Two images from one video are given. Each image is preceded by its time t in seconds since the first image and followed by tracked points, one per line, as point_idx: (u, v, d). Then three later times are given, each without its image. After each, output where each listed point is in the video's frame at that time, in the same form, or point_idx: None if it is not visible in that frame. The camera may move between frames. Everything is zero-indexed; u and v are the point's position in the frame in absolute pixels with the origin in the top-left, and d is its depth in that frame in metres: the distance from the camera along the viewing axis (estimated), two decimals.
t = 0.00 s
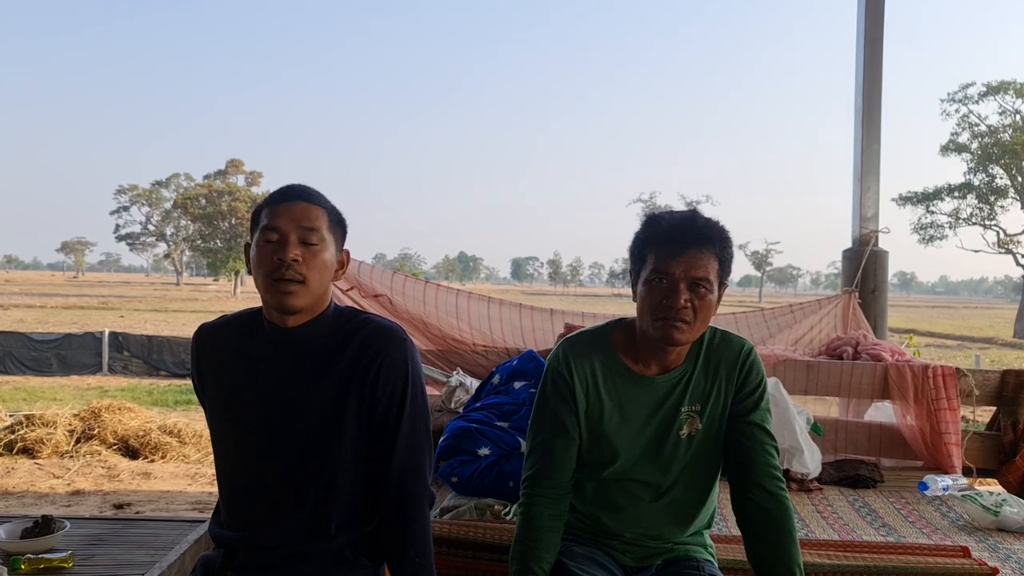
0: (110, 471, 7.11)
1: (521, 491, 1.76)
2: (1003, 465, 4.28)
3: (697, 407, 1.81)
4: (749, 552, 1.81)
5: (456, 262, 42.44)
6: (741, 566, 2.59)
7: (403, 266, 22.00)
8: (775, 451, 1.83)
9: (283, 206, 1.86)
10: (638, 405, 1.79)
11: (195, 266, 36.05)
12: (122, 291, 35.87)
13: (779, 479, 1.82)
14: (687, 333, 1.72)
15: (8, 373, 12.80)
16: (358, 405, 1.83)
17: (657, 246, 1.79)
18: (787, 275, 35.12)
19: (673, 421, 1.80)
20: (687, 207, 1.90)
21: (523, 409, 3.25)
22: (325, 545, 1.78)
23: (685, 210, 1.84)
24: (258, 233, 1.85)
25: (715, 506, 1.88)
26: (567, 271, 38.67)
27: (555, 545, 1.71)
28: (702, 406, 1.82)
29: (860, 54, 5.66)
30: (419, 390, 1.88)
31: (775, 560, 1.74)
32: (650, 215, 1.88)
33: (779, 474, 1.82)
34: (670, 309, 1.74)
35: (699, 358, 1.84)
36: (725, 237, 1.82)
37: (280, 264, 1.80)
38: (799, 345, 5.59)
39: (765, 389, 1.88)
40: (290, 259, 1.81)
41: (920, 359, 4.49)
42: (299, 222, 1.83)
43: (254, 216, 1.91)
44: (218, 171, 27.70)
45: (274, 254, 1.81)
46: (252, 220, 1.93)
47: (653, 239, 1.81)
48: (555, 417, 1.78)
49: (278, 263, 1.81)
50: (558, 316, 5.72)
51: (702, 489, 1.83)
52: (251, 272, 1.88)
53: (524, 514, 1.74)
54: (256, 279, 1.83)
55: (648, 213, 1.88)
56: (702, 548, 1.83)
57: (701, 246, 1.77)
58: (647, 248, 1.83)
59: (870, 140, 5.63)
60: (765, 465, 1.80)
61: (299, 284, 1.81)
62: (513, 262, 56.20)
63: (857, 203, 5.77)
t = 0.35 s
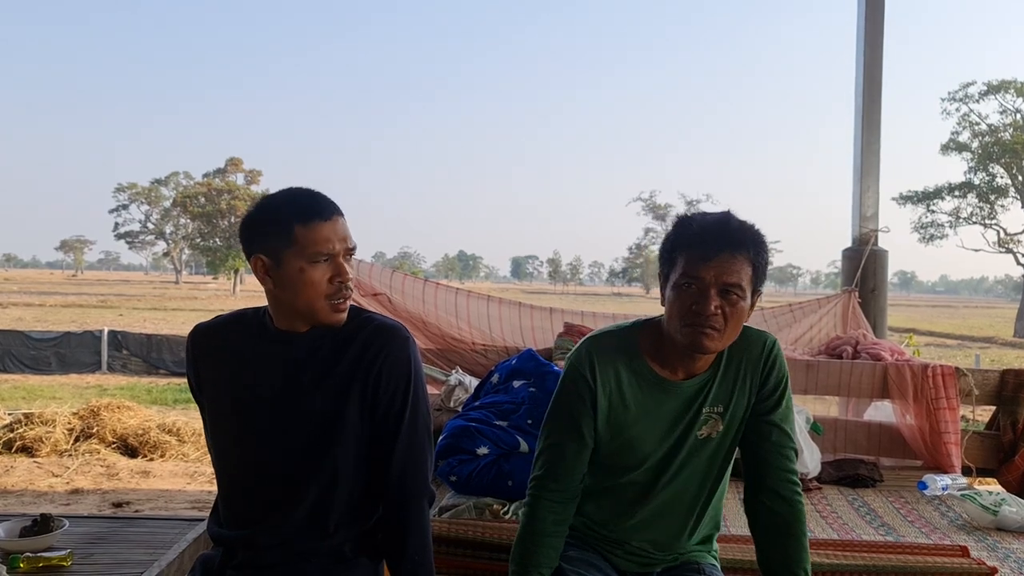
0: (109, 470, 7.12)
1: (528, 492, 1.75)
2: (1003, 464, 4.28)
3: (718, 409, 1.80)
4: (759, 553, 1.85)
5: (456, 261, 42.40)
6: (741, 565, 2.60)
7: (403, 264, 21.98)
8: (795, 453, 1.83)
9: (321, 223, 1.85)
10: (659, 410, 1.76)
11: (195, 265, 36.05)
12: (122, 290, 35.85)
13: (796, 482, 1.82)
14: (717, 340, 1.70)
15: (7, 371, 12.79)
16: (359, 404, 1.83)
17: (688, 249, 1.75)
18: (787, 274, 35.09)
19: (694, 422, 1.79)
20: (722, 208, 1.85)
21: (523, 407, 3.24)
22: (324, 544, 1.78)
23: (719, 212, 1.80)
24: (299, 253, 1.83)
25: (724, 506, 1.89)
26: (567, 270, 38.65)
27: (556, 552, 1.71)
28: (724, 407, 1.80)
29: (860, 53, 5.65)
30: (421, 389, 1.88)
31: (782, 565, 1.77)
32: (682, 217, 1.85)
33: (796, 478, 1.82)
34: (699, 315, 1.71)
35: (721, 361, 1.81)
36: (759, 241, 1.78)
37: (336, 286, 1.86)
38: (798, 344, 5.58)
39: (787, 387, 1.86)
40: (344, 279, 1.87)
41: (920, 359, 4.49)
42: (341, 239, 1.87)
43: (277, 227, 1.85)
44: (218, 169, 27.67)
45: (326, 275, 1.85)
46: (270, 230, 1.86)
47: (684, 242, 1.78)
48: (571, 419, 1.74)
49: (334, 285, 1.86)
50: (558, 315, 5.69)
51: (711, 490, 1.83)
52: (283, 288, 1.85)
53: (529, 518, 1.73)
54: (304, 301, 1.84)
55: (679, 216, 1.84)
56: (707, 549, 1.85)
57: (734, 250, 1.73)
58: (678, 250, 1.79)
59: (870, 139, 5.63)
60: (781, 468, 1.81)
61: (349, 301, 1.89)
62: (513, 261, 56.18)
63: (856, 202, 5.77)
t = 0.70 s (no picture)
0: (110, 467, 7.12)
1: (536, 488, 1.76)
2: (1003, 462, 4.29)
3: (740, 406, 1.80)
4: (771, 551, 1.86)
5: (456, 259, 42.36)
6: (743, 562, 2.61)
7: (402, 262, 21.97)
8: (813, 451, 1.84)
9: (326, 224, 1.85)
10: (679, 407, 1.77)
11: (194, 263, 36.02)
12: (122, 288, 35.83)
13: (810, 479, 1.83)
14: (738, 330, 1.70)
15: (7, 369, 12.79)
16: (365, 400, 1.84)
17: (709, 241, 1.77)
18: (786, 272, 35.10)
19: (714, 420, 1.79)
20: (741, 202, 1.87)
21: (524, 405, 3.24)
22: (327, 541, 1.78)
23: (737, 204, 1.81)
24: (304, 254, 1.84)
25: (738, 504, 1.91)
26: (566, 268, 38.66)
27: (561, 547, 1.72)
28: (746, 404, 1.81)
29: (860, 51, 5.65)
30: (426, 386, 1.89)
31: (793, 564, 1.79)
32: (701, 213, 1.87)
33: (811, 474, 1.83)
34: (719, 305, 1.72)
35: (744, 357, 1.81)
36: (780, 233, 1.80)
37: (341, 287, 1.86)
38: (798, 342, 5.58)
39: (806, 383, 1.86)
40: (348, 279, 1.87)
41: (920, 356, 4.49)
42: (346, 240, 1.86)
43: (282, 228, 1.86)
44: (217, 167, 27.64)
45: (330, 276, 1.85)
46: (276, 230, 1.87)
47: (704, 234, 1.79)
48: (583, 418, 1.75)
49: (339, 286, 1.86)
50: (558, 313, 5.71)
51: (726, 488, 1.83)
52: (289, 289, 1.85)
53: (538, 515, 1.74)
54: (311, 303, 1.85)
55: (698, 212, 1.87)
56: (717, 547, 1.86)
57: (754, 240, 1.74)
58: (698, 244, 1.80)
59: (870, 136, 5.63)
60: (794, 466, 1.82)
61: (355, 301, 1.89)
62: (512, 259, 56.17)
63: (857, 200, 5.77)
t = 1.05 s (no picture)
0: (111, 461, 7.13)
1: (541, 485, 1.77)
2: (1006, 459, 4.28)
3: (738, 402, 1.80)
4: (771, 549, 1.86)
5: (457, 255, 42.34)
6: (746, 558, 2.61)
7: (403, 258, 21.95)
8: (811, 447, 1.84)
9: (329, 215, 1.85)
10: (680, 403, 1.76)
11: (196, 258, 36.03)
12: (124, 282, 35.85)
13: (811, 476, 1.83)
14: (733, 321, 1.69)
15: (9, 362, 12.79)
16: (367, 393, 1.83)
17: (697, 234, 1.76)
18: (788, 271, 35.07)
19: (713, 416, 1.79)
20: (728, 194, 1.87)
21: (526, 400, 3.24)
22: (329, 535, 1.78)
23: (722, 197, 1.81)
24: (308, 245, 1.83)
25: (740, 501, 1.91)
26: (567, 265, 38.66)
27: (571, 545, 1.74)
28: (743, 401, 1.80)
29: (865, 46, 5.63)
30: (430, 379, 1.89)
31: (793, 564, 1.78)
32: (686, 209, 1.87)
33: (809, 472, 1.82)
34: (713, 295, 1.71)
35: (742, 351, 1.81)
36: (768, 222, 1.79)
37: (346, 279, 1.86)
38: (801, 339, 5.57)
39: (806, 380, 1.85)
40: (353, 271, 1.87)
41: (923, 353, 4.49)
42: (349, 232, 1.87)
43: (284, 219, 1.86)
44: (220, 162, 27.62)
45: (335, 268, 1.85)
46: (279, 221, 1.86)
47: (693, 227, 1.79)
48: (587, 411, 1.75)
49: (344, 278, 1.86)
50: (560, 309, 5.70)
51: (728, 484, 1.83)
52: (293, 280, 1.85)
53: (541, 511, 1.75)
54: (316, 295, 1.85)
55: (683, 208, 1.86)
56: (717, 544, 1.86)
57: (744, 231, 1.74)
58: (687, 238, 1.80)
59: (874, 133, 5.62)
60: (794, 463, 1.81)
61: (359, 292, 1.89)
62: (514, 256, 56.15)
63: (860, 196, 5.76)
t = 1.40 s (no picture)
0: (117, 453, 7.15)
1: (544, 487, 1.78)
2: (1012, 461, 4.28)
3: (730, 410, 1.78)
4: (776, 552, 1.86)
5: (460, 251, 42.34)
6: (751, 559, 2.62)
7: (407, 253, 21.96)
8: (813, 452, 1.81)
9: (336, 211, 1.84)
10: (671, 410, 1.75)
11: (200, 251, 36.08)
12: (128, 275, 35.91)
13: (813, 483, 1.80)
14: (712, 331, 1.68)
15: (15, 354, 12.84)
16: (372, 388, 1.84)
17: (671, 244, 1.75)
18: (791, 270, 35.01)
19: (705, 424, 1.77)
20: (702, 196, 1.84)
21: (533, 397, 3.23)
22: (336, 531, 1.78)
23: (696, 203, 1.78)
24: (315, 240, 1.83)
25: (744, 504, 1.90)
26: (571, 262, 38.64)
27: (574, 545, 1.75)
28: (735, 408, 1.78)
29: (875, 45, 5.62)
30: (436, 376, 1.88)
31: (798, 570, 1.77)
32: (663, 215, 1.85)
33: (812, 478, 1.80)
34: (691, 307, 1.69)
35: (732, 357, 1.79)
36: (744, 225, 1.75)
37: (352, 275, 1.85)
38: (807, 339, 5.57)
39: (806, 385, 1.82)
40: (359, 267, 1.86)
41: (930, 354, 4.48)
42: (357, 227, 1.86)
43: (292, 214, 1.86)
44: (225, 156, 27.64)
45: (342, 263, 1.85)
46: (286, 217, 1.87)
47: (667, 236, 1.77)
48: (589, 413, 1.76)
49: (350, 274, 1.85)
50: (566, 306, 5.70)
51: (729, 488, 1.82)
52: (299, 275, 1.85)
53: (545, 513, 1.76)
54: (322, 290, 1.85)
55: (661, 214, 1.85)
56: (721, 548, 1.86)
57: (717, 238, 1.71)
58: (663, 247, 1.78)
59: (883, 133, 5.61)
60: (794, 470, 1.79)
61: (366, 288, 1.89)
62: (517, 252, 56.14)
63: (868, 196, 5.74)
